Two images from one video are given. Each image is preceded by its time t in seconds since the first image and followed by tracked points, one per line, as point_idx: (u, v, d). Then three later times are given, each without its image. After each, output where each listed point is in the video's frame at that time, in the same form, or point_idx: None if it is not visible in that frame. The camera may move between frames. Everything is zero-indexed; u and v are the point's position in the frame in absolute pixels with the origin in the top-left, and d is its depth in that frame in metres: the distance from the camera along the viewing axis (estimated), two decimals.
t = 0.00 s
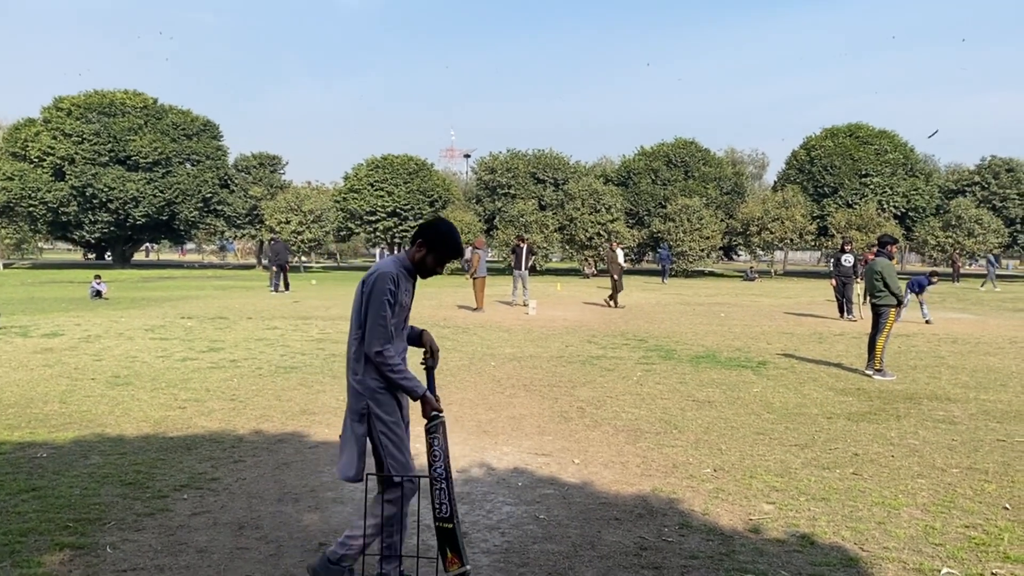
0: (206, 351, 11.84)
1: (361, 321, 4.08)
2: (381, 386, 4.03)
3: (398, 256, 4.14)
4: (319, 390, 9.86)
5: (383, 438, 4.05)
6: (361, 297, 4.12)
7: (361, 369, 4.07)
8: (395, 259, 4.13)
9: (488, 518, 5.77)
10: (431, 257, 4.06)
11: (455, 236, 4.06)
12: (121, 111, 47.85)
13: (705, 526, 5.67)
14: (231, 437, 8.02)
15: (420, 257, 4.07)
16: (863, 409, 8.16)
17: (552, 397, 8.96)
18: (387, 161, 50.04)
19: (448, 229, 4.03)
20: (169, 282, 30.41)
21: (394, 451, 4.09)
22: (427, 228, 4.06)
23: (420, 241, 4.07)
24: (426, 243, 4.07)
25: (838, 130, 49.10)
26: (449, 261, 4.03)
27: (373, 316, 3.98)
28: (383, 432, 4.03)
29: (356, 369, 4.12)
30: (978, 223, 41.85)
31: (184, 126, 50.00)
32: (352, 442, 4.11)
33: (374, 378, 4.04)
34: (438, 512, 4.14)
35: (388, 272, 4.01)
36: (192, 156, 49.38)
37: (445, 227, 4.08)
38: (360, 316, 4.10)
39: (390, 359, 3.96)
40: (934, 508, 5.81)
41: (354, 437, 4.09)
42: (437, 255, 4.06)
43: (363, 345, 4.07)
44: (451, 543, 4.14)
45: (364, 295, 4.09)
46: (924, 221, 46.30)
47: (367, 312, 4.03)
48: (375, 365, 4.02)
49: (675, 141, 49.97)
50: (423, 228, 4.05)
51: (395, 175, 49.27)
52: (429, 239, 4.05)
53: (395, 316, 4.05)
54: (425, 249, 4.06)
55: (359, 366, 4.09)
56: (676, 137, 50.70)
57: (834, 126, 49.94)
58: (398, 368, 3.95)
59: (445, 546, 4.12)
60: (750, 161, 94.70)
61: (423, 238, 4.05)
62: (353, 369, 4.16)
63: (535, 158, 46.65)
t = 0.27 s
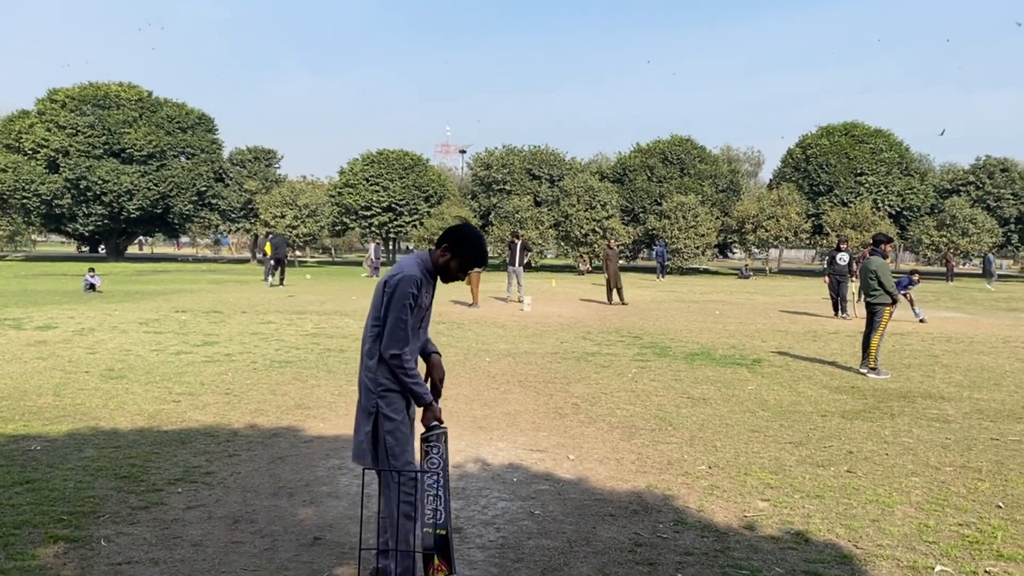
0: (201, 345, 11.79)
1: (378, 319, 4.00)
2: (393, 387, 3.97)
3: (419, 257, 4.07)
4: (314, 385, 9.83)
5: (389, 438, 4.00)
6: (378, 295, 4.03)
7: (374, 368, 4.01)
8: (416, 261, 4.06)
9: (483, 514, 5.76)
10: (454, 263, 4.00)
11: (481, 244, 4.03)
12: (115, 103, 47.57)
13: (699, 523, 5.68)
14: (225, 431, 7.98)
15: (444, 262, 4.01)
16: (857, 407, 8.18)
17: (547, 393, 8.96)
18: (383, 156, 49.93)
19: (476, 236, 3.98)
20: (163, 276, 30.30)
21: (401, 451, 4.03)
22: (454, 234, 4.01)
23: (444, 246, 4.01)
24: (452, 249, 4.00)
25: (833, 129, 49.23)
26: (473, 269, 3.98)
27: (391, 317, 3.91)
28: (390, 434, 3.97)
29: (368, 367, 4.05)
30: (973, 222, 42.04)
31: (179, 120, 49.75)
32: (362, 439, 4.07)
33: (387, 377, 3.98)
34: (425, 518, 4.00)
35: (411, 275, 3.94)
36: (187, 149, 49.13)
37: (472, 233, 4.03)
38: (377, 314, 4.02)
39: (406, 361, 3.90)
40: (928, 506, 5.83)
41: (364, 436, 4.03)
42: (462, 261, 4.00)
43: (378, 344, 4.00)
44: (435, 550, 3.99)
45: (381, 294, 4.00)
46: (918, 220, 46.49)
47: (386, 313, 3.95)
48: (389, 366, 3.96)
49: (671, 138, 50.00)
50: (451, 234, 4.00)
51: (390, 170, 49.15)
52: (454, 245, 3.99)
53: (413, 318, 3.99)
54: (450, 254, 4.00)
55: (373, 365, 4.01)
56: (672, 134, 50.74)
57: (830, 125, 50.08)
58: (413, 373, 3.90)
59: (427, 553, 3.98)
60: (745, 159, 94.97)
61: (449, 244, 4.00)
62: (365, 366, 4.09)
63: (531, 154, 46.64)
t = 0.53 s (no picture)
0: (195, 339, 11.76)
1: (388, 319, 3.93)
2: (398, 389, 3.93)
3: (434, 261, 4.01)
4: (309, 379, 9.82)
5: (390, 437, 3.96)
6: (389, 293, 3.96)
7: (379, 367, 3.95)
8: (432, 264, 4.00)
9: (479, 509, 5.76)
10: (470, 270, 3.95)
11: (497, 255, 3.98)
12: (111, 96, 47.39)
13: (694, 519, 5.69)
14: (220, 425, 7.96)
15: (459, 269, 3.96)
16: (851, 406, 8.22)
17: (542, 389, 8.96)
18: (379, 151, 49.87)
19: (494, 248, 3.95)
20: (158, 269, 30.21)
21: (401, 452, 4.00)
22: (474, 241, 3.96)
23: (461, 252, 3.96)
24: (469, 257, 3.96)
25: (829, 129, 49.38)
26: (487, 279, 3.94)
27: (403, 320, 3.85)
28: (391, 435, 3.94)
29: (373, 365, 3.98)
30: (967, 222, 42.24)
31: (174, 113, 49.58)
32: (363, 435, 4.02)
33: (390, 377, 3.93)
34: (446, 516, 3.97)
35: (427, 279, 3.88)
36: (183, 143, 48.96)
37: (491, 243, 3.99)
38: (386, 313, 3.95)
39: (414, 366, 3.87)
40: (922, 504, 5.86)
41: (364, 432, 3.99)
42: (476, 269, 3.95)
43: (384, 343, 3.95)
44: (458, 547, 3.96)
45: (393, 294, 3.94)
46: (913, 220, 46.70)
47: (396, 315, 3.89)
48: (395, 368, 3.91)
49: (667, 136, 50.08)
50: (470, 241, 3.96)
51: (386, 166, 49.10)
52: (472, 252, 3.95)
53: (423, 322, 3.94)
54: (466, 261, 3.95)
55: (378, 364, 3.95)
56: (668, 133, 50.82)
57: (825, 125, 50.24)
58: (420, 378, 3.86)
59: (450, 550, 3.93)
60: (741, 158, 95.23)
61: (467, 251, 3.95)
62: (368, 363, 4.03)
63: (527, 151, 46.67)
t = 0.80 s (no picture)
0: (190, 334, 11.74)
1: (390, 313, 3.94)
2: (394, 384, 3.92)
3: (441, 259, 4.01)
4: (304, 375, 9.81)
5: (385, 430, 3.95)
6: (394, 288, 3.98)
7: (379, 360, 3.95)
8: (439, 263, 4.00)
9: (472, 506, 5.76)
10: (475, 270, 3.95)
11: (505, 257, 3.97)
12: (106, 91, 47.22)
13: (687, 516, 5.70)
14: (215, 420, 7.95)
15: (465, 269, 3.96)
16: (845, 405, 8.24)
17: (536, 387, 8.97)
18: (375, 148, 49.78)
19: (502, 249, 3.94)
20: (152, 265, 30.11)
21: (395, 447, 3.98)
22: (482, 242, 3.96)
23: (468, 253, 3.96)
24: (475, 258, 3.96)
25: (824, 129, 49.48)
26: (492, 279, 3.92)
27: (403, 315, 3.85)
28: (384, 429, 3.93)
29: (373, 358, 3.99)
30: (961, 223, 42.38)
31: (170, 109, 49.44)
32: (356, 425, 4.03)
33: (388, 370, 3.93)
34: (442, 509, 3.93)
35: (431, 276, 3.89)
36: (178, 138, 48.80)
37: (499, 246, 3.98)
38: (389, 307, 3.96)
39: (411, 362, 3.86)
40: (914, 502, 5.89)
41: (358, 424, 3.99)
42: (482, 269, 3.94)
43: (385, 337, 3.95)
44: (454, 540, 3.91)
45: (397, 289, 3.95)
46: (907, 220, 46.85)
47: (398, 310, 3.90)
48: (393, 363, 3.91)
49: (664, 135, 50.12)
50: (478, 241, 3.95)
51: (382, 163, 49.01)
52: (479, 253, 3.94)
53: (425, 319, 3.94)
54: (472, 261, 3.95)
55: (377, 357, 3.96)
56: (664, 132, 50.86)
57: (821, 125, 50.35)
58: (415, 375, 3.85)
59: (446, 544, 3.87)
60: (736, 157, 95.39)
61: (474, 251, 3.95)
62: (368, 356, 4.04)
63: (523, 148, 46.67)
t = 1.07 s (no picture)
0: (184, 331, 11.71)
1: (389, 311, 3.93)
2: (389, 381, 3.92)
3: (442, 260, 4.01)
4: (298, 373, 9.80)
5: (378, 426, 3.94)
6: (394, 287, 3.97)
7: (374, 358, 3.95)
8: (440, 263, 3.99)
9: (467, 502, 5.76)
10: (477, 272, 3.94)
11: (508, 261, 3.98)
12: (101, 88, 47.11)
13: (680, 514, 5.71)
14: (209, 417, 7.93)
15: (467, 271, 3.96)
16: (838, 403, 8.26)
17: (531, 384, 8.97)
18: (370, 146, 49.71)
19: (505, 253, 3.94)
20: (147, 262, 30.05)
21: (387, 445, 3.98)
22: (484, 244, 3.95)
23: (470, 255, 3.96)
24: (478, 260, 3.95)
25: (820, 129, 49.56)
26: (493, 283, 3.92)
27: (402, 313, 3.84)
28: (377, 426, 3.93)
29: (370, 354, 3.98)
30: (955, 224, 42.46)
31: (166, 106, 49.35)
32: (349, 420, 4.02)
33: (383, 367, 3.92)
34: (437, 512, 3.93)
35: (431, 277, 3.88)
36: (173, 136, 48.70)
37: (502, 249, 3.98)
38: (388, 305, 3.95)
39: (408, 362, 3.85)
40: (907, 500, 5.90)
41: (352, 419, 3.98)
42: (484, 272, 3.94)
43: (383, 335, 3.94)
44: (449, 543, 3.91)
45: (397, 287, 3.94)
46: (902, 221, 46.95)
47: (397, 309, 3.88)
48: (390, 361, 3.90)
49: (660, 135, 50.15)
50: (481, 243, 3.95)
51: (378, 160, 48.95)
52: (481, 256, 3.94)
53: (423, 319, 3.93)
54: (474, 263, 3.95)
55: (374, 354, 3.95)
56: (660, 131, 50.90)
57: (817, 125, 50.44)
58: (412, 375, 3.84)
59: (441, 545, 3.87)
60: (732, 156, 95.51)
61: (475, 253, 3.94)
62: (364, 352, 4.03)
63: (519, 147, 46.66)
